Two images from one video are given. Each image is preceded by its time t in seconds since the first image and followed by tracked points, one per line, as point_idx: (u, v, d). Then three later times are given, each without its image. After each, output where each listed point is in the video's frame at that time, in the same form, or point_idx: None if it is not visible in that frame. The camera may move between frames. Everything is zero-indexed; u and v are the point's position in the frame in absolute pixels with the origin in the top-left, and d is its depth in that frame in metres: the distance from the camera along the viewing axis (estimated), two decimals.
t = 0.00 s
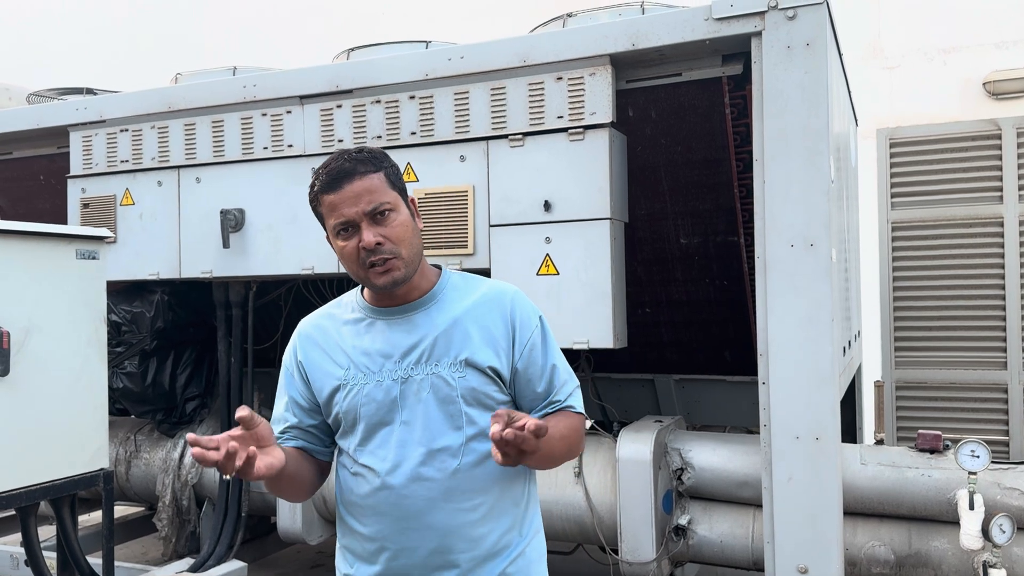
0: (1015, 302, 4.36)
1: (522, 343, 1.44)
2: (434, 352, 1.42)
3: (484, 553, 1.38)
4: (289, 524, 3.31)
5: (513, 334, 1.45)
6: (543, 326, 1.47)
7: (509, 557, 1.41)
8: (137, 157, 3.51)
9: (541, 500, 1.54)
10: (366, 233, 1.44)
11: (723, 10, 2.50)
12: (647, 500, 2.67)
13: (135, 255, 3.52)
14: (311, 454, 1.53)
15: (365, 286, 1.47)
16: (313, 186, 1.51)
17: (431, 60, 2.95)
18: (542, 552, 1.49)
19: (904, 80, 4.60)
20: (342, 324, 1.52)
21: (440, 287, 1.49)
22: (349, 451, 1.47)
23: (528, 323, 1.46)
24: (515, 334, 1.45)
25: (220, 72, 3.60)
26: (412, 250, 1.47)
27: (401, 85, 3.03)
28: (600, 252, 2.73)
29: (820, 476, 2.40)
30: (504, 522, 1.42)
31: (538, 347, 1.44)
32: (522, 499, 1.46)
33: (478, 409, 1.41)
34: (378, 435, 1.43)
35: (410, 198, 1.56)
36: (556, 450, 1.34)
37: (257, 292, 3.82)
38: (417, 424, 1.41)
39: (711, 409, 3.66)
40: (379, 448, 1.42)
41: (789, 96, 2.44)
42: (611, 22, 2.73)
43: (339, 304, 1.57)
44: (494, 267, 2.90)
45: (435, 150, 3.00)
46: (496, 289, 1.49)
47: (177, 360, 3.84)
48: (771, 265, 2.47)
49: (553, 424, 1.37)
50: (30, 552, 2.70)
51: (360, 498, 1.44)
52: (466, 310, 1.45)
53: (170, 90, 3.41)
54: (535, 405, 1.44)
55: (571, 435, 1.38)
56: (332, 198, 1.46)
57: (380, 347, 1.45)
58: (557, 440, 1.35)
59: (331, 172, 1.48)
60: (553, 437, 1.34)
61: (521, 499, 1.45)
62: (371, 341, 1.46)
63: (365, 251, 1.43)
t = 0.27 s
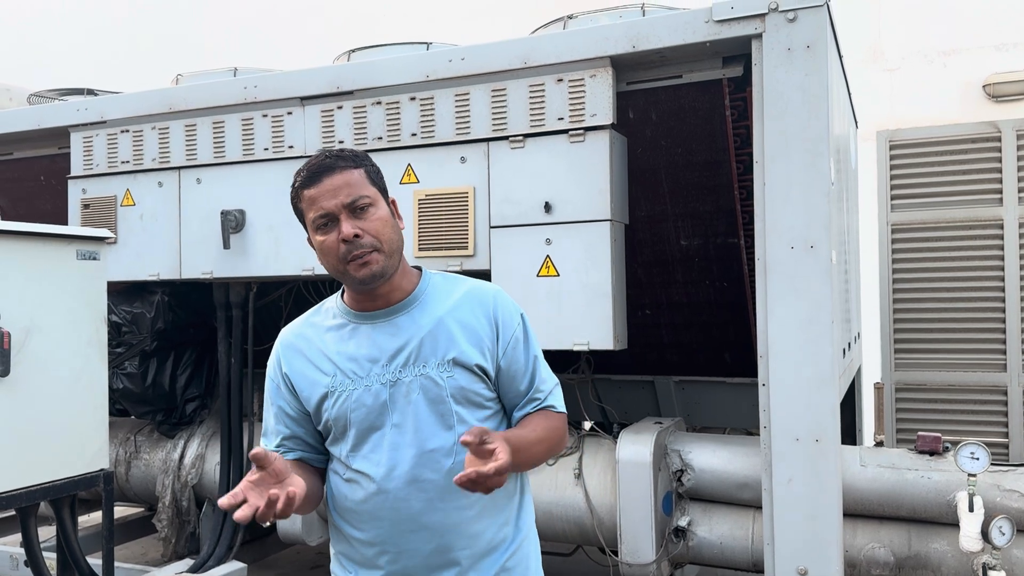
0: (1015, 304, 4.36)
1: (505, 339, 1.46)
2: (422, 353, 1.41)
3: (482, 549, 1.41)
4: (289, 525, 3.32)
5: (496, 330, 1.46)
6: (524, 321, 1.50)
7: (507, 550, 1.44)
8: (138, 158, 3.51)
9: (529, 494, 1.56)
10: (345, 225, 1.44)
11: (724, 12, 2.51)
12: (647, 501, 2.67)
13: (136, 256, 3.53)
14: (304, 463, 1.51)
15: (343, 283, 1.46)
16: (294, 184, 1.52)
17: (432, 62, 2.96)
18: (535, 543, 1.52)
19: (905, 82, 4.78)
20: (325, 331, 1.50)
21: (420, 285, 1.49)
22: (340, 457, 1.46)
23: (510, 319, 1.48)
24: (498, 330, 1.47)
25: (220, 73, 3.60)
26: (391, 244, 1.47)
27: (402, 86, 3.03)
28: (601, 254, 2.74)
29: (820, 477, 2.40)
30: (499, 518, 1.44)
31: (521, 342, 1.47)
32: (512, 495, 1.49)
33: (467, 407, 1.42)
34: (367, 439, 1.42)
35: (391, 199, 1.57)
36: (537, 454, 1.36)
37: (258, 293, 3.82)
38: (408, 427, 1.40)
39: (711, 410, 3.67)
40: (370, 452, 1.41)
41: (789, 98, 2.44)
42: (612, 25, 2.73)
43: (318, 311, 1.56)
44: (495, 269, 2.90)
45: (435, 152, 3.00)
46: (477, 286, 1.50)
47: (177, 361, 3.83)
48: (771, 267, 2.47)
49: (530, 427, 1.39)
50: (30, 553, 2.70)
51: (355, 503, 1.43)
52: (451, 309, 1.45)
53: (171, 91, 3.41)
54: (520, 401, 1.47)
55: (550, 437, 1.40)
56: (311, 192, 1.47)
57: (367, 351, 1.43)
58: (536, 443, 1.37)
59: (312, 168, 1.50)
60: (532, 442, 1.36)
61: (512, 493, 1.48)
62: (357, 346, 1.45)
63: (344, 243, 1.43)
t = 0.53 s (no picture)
0: (1014, 306, 4.36)
1: (498, 334, 1.47)
2: (416, 351, 1.42)
3: (482, 542, 1.40)
4: (288, 526, 3.32)
5: (489, 326, 1.48)
6: (516, 315, 1.51)
7: (507, 545, 1.43)
8: (138, 158, 3.52)
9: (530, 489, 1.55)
10: (339, 226, 1.45)
11: (724, 14, 2.51)
12: (647, 503, 2.68)
13: (136, 257, 3.53)
14: (289, 469, 1.51)
15: (338, 284, 1.46)
16: (285, 186, 1.52)
17: (432, 63, 2.96)
18: (536, 539, 1.51)
19: (904, 84, 4.63)
20: (319, 333, 1.51)
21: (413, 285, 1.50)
22: (338, 458, 1.46)
23: (502, 315, 1.49)
24: (491, 325, 1.48)
25: (221, 74, 3.60)
26: (386, 244, 1.48)
27: (402, 87, 3.04)
28: (601, 255, 2.74)
29: (819, 478, 2.41)
30: (499, 513, 1.44)
31: (514, 335, 1.48)
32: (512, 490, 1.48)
33: (464, 404, 1.42)
34: (364, 439, 1.42)
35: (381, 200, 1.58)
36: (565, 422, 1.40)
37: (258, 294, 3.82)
38: (405, 425, 1.40)
39: (711, 412, 3.67)
40: (368, 451, 1.42)
41: (789, 100, 2.45)
42: (612, 27, 2.74)
43: (312, 315, 1.56)
44: (495, 270, 2.90)
45: (436, 153, 3.00)
46: (468, 283, 1.52)
47: (177, 362, 3.85)
48: (771, 269, 2.47)
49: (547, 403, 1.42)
50: (29, 553, 2.70)
51: (355, 504, 1.43)
52: (445, 306, 1.46)
53: (171, 92, 3.41)
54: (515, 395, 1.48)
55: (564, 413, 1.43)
56: (304, 194, 1.47)
57: (362, 352, 1.44)
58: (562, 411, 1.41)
59: (303, 170, 1.50)
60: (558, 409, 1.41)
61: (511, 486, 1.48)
62: (352, 346, 1.45)
63: (340, 244, 1.44)
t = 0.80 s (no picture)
0: (1013, 308, 4.37)
1: (498, 336, 1.46)
2: (416, 355, 1.41)
3: (484, 543, 1.41)
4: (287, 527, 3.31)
5: (489, 327, 1.47)
6: (515, 316, 1.50)
7: (509, 543, 1.44)
8: (138, 159, 3.52)
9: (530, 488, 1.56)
10: (337, 230, 1.44)
11: (723, 16, 2.52)
12: (646, 504, 2.68)
13: (135, 258, 3.53)
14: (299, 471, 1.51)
15: (337, 289, 1.45)
16: (282, 192, 1.52)
17: (432, 64, 2.96)
18: (537, 538, 1.51)
19: (903, 86, 4.73)
20: (318, 337, 1.50)
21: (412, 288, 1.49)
22: (338, 462, 1.46)
23: (502, 316, 1.48)
24: (490, 327, 1.47)
25: (220, 75, 3.60)
26: (384, 248, 1.47)
27: (402, 88, 3.04)
28: (600, 256, 2.74)
29: (819, 480, 2.41)
30: (500, 513, 1.44)
31: (513, 337, 1.47)
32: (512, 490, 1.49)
33: (464, 405, 1.42)
34: (365, 442, 1.42)
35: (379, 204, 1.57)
36: (529, 447, 1.39)
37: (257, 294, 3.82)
38: (406, 429, 1.40)
39: (711, 413, 3.68)
40: (368, 454, 1.41)
41: (789, 102, 2.45)
42: (611, 28, 2.74)
43: (310, 318, 1.55)
44: (494, 271, 2.90)
45: (435, 154, 3.00)
46: (467, 285, 1.51)
47: (176, 363, 3.84)
48: (770, 271, 2.47)
49: (521, 421, 1.41)
50: (28, 553, 2.68)
51: (356, 506, 1.43)
52: (444, 308, 1.45)
53: (170, 93, 3.41)
54: (515, 396, 1.48)
55: (545, 425, 1.43)
56: (302, 199, 1.47)
57: (361, 356, 1.43)
58: (525, 437, 1.38)
59: (300, 175, 1.49)
60: (517, 437, 1.37)
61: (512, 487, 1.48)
62: (352, 350, 1.44)
63: (337, 248, 1.43)
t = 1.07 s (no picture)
0: (1011, 310, 4.37)
1: (503, 342, 1.44)
2: (418, 358, 1.41)
3: (484, 551, 1.39)
4: (285, 528, 3.31)
5: (494, 332, 1.45)
6: (525, 321, 1.47)
7: (511, 553, 1.42)
8: (136, 160, 3.51)
9: (535, 497, 1.54)
10: (346, 218, 1.45)
11: (722, 18, 2.52)
12: (644, 505, 2.68)
13: (134, 258, 3.52)
14: (303, 466, 1.55)
15: (342, 278, 1.47)
16: (303, 179, 1.55)
17: (431, 65, 2.96)
18: (540, 547, 1.49)
19: (902, 88, 4.73)
20: (327, 336, 1.52)
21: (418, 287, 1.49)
22: (341, 460, 1.48)
23: (509, 322, 1.45)
24: (496, 332, 1.45)
25: (219, 76, 3.60)
26: (392, 241, 1.47)
27: (401, 90, 3.04)
28: (599, 257, 2.74)
29: (817, 481, 2.41)
30: (500, 521, 1.43)
31: (520, 343, 1.44)
32: (516, 498, 1.48)
33: (467, 410, 1.41)
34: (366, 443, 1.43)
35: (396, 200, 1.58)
36: (524, 466, 1.38)
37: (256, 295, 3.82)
38: (406, 431, 1.40)
39: (708, 415, 3.68)
40: (369, 455, 1.42)
41: (787, 104, 2.45)
42: (610, 30, 2.74)
43: (324, 315, 1.58)
44: (493, 272, 2.90)
45: (434, 155, 3.00)
46: (476, 288, 1.49)
47: (174, 363, 3.84)
48: (769, 272, 2.48)
49: (519, 436, 1.40)
50: (26, 554, 2.68)
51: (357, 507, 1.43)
52: (449, 312, 1.44)
53: (169, 93, 3.41)
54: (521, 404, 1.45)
55: (547, 440, 1.40)
56: (318, 186, 1.50)
57: (366, 356, 1.44)
58: (518, 456, 1.38)
59: (320, 164, 1.52)
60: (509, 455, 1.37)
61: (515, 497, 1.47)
62: (357, 351, 1.45)
63: (344, 235, 1.44)
